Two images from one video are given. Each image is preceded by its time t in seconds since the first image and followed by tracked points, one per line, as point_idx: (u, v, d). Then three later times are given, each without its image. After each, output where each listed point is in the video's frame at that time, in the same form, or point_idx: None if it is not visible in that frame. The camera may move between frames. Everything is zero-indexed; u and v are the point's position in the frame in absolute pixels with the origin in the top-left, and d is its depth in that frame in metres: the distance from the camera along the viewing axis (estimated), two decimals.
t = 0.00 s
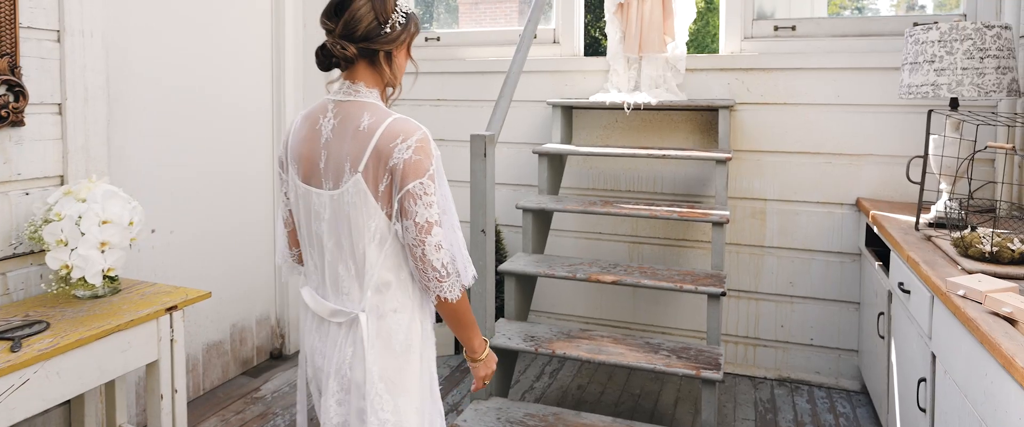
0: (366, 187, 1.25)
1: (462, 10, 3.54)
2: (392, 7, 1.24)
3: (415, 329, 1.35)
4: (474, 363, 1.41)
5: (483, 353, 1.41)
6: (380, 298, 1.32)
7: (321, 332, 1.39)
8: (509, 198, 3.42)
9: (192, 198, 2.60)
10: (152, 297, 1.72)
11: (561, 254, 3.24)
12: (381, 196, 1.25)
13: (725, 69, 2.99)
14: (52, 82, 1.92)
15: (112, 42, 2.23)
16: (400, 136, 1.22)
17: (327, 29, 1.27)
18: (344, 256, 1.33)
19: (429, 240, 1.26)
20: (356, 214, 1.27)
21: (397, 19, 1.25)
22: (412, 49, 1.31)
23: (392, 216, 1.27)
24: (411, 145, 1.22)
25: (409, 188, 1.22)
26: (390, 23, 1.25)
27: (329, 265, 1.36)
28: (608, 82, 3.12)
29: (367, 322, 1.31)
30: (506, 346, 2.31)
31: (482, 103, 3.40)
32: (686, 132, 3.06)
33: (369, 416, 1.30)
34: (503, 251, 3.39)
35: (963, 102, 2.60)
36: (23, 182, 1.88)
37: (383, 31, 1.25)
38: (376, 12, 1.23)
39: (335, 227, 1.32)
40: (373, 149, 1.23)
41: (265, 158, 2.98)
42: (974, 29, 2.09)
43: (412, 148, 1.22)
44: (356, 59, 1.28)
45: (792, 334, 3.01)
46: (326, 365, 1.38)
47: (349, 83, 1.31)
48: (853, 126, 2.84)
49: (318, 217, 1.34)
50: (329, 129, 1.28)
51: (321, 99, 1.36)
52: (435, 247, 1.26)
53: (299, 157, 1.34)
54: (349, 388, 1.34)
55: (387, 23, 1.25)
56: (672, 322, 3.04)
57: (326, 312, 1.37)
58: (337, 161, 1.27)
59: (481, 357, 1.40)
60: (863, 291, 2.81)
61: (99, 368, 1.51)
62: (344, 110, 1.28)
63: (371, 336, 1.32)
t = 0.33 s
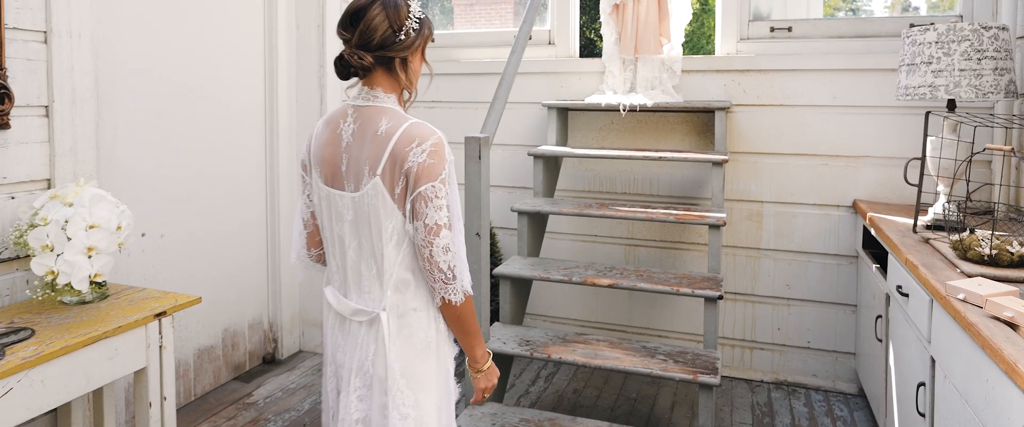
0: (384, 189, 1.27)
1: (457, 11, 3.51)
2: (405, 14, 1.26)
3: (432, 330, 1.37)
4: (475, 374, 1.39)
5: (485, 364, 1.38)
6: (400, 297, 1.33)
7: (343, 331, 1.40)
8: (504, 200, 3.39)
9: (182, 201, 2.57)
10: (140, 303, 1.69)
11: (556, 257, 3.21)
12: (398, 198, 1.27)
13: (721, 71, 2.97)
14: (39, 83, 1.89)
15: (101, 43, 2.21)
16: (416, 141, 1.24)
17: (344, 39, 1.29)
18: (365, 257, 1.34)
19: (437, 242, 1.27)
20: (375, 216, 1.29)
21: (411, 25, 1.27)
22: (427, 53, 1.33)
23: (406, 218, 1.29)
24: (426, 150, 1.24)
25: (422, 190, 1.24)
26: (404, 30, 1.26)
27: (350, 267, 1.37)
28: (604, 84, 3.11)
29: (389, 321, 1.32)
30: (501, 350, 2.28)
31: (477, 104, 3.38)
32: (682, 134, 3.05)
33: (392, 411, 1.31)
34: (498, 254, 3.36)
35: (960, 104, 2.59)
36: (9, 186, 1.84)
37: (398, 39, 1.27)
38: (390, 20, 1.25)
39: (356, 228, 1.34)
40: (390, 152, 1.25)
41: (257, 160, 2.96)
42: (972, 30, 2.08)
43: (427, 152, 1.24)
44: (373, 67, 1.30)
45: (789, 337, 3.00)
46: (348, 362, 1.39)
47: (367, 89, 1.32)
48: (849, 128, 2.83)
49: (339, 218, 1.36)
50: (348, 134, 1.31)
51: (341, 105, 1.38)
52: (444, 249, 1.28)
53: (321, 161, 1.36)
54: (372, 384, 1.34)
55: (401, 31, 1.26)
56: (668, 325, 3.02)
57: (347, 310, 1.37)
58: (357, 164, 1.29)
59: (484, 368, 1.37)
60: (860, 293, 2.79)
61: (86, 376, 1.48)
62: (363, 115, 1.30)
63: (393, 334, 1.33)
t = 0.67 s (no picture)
0: (404, 181, 1.31)
1: (451, 13, 3.49)
2: (418, 16, 1.28)
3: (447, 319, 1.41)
4: (474, 381, 1.40)
5: (484, 371, 1.39)
6: (421, 286, 1.38)
7: (365, 320, 1.45)
8: (499, 203, 3.37)
9: (172, 206, 2.54)
10: (128, 311, 1.66)
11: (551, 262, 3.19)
12: (417, 189, 1.31)
13: (717, 73, 2.95)
14: (24, 87, 1.86)
15: (88, 46, 2.17)
16: (434, 135, 1.29)
17: (360, 45, 1.32)
18: (387, 248, 1.38)
19: (448, 231, 1.30)
20: (396, 208, 1.33)
21: (424, 26, 1.29)
22: (441, 51, 1.35)
23: (423, 206, 1.32)
24: (444, 142, 1.28)
25: (438, 181, 1.27)
26: (418, 32, 1.29)
27: (372, 259, 1.41)
28: (599, 86, 3.09)
29: (411, 310, 1.37)
30: (496, 356, 2.26)
31: (472, 107, 3.35)
32: (679, 137, 3.02)
33: (415, 395, 1.36)
34: (494, 257, 3.34)
35: (957, 107, 2.58)
36: None
37: (412, 40, 1.29)
38: (403, 23, 1.27)
39: (377, 221, 1.37)
40: (410, 146, 1.29)
41: (249, 164, 2.93)
42: (969, 33, 2.07)
43: (445, 145, 1.28)
44: (390, 70, 1.32)
45: (786, 342, 2.97)
46: (372, 349, 1.43)
47: (385, 89, 1.36)
48: (846, 131, 2.81)
49: (359, 213, 1.40)
50: (369, 131, 1.35)
51: (360, 103, 1.42)
52: (454, 238, 1.30)
53: (343, 158, 1.40)
54: (397, 370, 1.39)
55: (415, 32, 1.28)
56: (664, 329, 2.99)
57: (371, 300, 1.42)
58: (378, 158, 1.33)
59: (482, 375, 1.38)
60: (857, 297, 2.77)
61: (70, 386, 1.45)
62: (383, 113, 1.34)
63: (416, 322, 1.38)
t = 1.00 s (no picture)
0: (417, 180, 1.38)
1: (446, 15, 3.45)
2: (429, 20, 1.34)
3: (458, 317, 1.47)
4: (479, 383, 1.41)
5: (490, 374, 1.40)
6: (434, 285, 1.45)
7: (381, 316, 1.52)
8: (496, 207, 3.33)
9: (163, 210, 2.50)
10: (115, 320, 1.62)
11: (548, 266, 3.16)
12: (429, 188, 1.38)
13: (715, 75, 2.92)
14: (9, 90, 1.82)
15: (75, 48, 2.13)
16: (446, 135, 1.35)
17: (375, 51, 1.38)
18: (402, 246, 1.46)
19: (456, 229, 1.35)
20: (410, 206, 1.40)
21: (436, 30, 1.35)
22: (453, 52, 1.41)
23: (434, 204, 1.38)
24: (455, 142, 1.34)
25: (447, 179, 1.33)
26: (430, 36, 1.35)
27: (387, 256, 1.48)
28: (597, 88, 3.05)
29: (425, 306, 1.45)
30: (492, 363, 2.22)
31: (467, 110, 3.32)
32: (676, 140, 2.99)
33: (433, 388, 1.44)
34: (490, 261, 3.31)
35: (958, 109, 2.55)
36: None
37: (425, 44, 1.36)
38: (416, 28, 1.34)
39: (391, 219, 1.45)
40: (423, 146, 1.37)
41: (242, 168, 2.90)
42: (971, 34, 2.04)
43: (456, 145, 1.34)
44: (405, 74, 1.39)
45: (785, 346, 2.94)
46: (392, 345, 1.51)
47: (400, 91, 1.43)
48: (845, 133, 2.78)
49: (375, 212, 1.48)
50: (384, 132, 1.43)
51: (376, 106, 1.51)
52: (462, 235, 1.35)
53: (361, 160, 1.49)
54: (416, 364, 1.47)
55: (427, 36, 1.35)
56: (662, 334, 2.96)
57: (387, 297, 1.50)
58: (393, 158, 1.41)
59: (488, 377, 1.39)
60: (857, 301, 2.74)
61: (54, 398, 1.41)
62: (397, 115, 1.42)
63: (430, 318, 1.45)
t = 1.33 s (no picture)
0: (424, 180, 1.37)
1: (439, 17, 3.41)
2: (438, 21, 1.36)
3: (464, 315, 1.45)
4: (487, 381, 1.42)
5: (499, 371, 1.41)
6: (439, 285, 1.44)
7: (386, 314, 1.50)
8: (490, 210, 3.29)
9: (150, 216, 2.46)
10: (98, 330, 1.58)
11: (543, 270, 3.12)
12: (435, 187, 1.37)
13: (712, 77, 2.89)
14: None
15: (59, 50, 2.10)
16: (454, 135, 1.35)
17: (384, 53, 1.40)
18: (408, 245, 1.45)
19: (461, 228, 1.34)
20: (415, 205, 1.40)
21: (444, 31, 1.37)
22: (461, 54, 1.43)
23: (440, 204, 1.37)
24: (462, 143, 1.34)
25: (453, 178, 1.33)
26: (438, 37, 1.37)
27: (393, 256, 1.48)
28: (592, 91, 3.02)
29: (430, 305, 1.43)
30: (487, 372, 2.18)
31: (461, 113, 3.28)
32: (673, 143, 2.96)
33: (441, 385, 1.42)
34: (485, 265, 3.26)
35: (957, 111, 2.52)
36: None
37: (433, 46, 1.37)
38: (424, 29, 1.35)
39: (397, 219, 1.45)
40: (430, 146, 1.36)
41: (232, 172, 2.85)
42: (972, 35, 2.00)
43: (463, 145, 1.34)
44: (413, 76, 1.41)
45: (784, 351, 2.91)
46: (396, 343, 1.48)
47: (408, 91, 1.44)
48: (844, 135, 2.75)
49: (381, 211, 1.47)
50: (392, 132, 1.44)
51: (384, 107, 1.51)
52: (467, 236, 1.34)
53: (368, 160, 1.49)
54: (422, 364, 1.44)
55: (436, 38, 1.37)
56: (659, 339, 2.92)
57: (391, 295, 1.49)
58: (400, 158, 1.41)
59: (496, 374, 1.40)
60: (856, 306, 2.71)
61: (32, 413, 1.36)
62: (405, 115, 1.43)
63: (435, 317, 1.43)
